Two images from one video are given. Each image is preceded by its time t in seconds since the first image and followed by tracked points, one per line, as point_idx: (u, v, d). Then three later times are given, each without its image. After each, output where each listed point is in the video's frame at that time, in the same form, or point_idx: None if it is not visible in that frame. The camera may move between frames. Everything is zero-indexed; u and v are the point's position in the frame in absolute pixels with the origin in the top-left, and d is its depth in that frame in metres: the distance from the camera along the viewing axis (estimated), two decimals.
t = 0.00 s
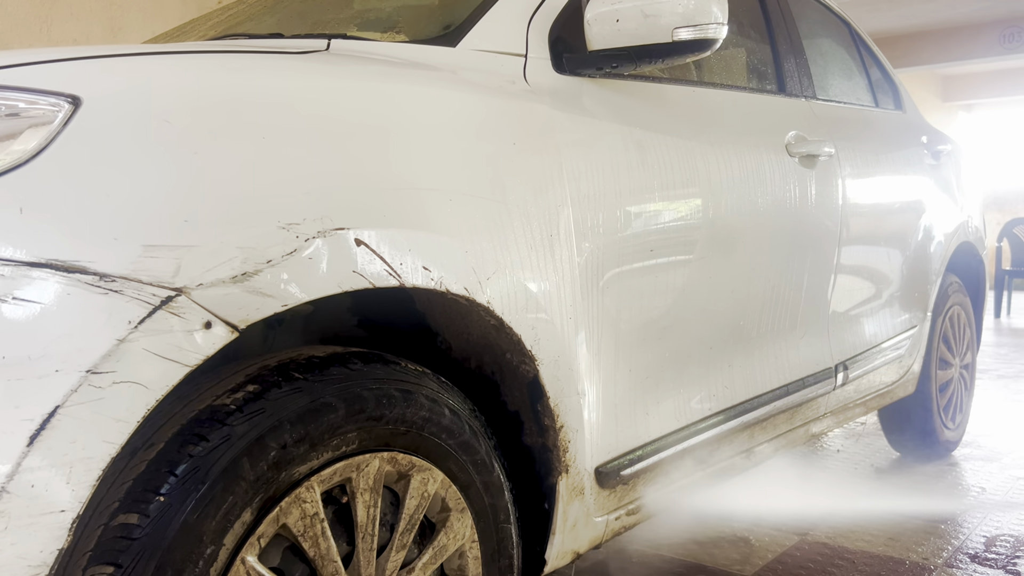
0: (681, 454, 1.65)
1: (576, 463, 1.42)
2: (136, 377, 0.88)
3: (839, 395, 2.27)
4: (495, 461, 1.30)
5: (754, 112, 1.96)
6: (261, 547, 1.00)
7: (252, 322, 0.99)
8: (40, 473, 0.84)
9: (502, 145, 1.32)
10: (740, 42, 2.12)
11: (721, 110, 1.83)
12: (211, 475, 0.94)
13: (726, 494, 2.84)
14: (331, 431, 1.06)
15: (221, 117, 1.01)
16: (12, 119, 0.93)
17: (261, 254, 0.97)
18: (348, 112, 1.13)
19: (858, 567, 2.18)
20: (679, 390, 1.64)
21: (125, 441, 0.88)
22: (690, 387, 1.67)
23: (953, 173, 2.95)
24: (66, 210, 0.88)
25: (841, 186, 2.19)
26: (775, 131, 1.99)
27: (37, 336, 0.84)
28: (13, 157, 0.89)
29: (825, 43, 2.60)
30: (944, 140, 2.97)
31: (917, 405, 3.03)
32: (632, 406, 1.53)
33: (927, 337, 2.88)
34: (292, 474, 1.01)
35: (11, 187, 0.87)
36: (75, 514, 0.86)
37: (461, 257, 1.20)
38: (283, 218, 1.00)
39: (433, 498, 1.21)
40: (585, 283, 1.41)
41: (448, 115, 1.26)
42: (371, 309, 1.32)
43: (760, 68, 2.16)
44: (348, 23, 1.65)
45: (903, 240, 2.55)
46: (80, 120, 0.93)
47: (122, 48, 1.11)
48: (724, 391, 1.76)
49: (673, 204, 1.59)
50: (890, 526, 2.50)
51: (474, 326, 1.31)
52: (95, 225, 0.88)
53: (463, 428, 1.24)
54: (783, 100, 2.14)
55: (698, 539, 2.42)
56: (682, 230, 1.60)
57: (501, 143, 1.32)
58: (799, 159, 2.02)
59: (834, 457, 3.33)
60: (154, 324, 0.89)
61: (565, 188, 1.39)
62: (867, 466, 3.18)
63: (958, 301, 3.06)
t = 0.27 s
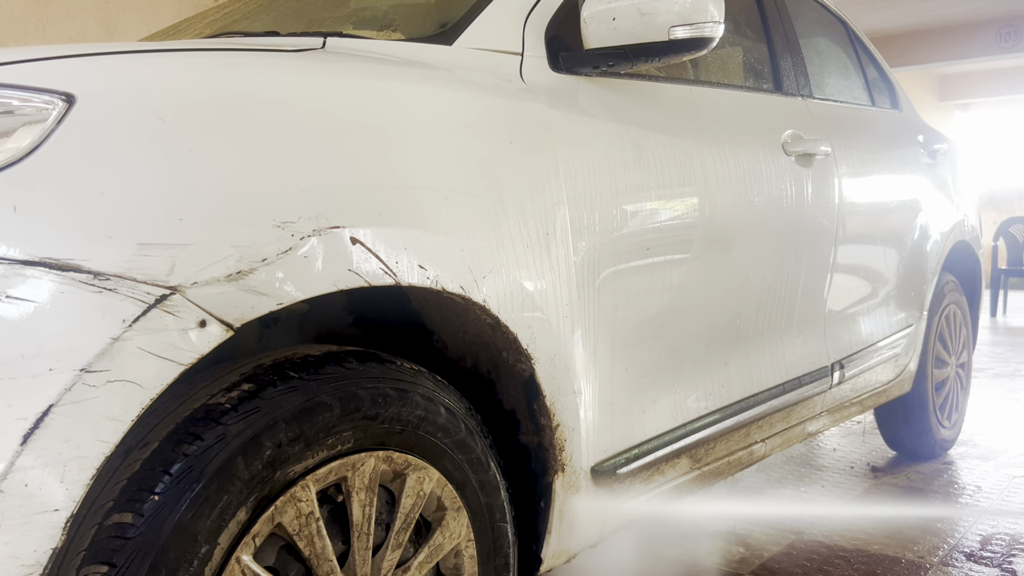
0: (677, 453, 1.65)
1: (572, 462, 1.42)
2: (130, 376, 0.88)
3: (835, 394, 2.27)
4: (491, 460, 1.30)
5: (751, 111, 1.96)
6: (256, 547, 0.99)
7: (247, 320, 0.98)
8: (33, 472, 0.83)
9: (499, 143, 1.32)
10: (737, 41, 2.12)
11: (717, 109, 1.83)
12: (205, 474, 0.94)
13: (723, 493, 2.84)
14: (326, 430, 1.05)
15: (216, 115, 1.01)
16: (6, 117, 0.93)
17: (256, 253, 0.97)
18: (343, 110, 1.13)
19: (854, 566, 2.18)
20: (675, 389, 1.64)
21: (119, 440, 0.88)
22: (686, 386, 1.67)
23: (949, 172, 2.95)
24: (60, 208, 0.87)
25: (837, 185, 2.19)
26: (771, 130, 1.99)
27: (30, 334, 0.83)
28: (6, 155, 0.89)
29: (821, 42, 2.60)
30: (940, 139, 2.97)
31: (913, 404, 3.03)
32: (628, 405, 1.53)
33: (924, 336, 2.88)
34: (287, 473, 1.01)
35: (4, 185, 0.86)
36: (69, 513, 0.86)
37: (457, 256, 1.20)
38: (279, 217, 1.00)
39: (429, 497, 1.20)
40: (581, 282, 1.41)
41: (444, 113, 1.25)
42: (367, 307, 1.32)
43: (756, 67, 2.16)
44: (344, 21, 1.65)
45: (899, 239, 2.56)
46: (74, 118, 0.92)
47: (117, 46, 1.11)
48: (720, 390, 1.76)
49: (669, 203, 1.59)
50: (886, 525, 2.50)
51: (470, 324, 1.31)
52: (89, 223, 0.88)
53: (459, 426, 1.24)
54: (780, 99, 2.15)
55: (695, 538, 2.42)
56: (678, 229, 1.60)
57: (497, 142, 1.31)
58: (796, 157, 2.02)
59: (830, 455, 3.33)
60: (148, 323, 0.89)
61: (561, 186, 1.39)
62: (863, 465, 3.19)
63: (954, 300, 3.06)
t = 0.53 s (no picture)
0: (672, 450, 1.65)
1: (567, 460, 1.42)
2: (124, 373, 0.88)
3: (830, 391, 2.27)
4: (486, 458, 1.30)
5: (746, 109, 1.96)
6: (250, 544, 0.99)
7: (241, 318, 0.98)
8: (26, 469, 0.83)
9: (493, 141, 1.31)
10: (732, 39, 2.12)
11: (713, 107, 1.83)
12: (199, 472, 0.94)
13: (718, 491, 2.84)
14: (321, 428, 1.05)
15: (209, 112, 1.00)
16: None
17: (249, 250, 0.97)
18: (337, 107, 1.12)
19: (848, 563, 2.19)
20: (670, 386, 1.64)
21: (112, 437, 0.88)
22: (682, 383, 1.67)
23: (944, 171, 2.96)
24: (53, 205, 0.87)
25: (832, 183, 2.19)
26: (766, 128, 1.99)
27: (22, 332, 0.83)
28: None
29: (816, 40, 2.60)
30: (935, 138, 2.98)
31: (908, 402, 3.04)
32: (624, 402, 1.53)
33: (918, 333, 2.89)
34: (281, 471, 1.01)
35: None
36: (62, 511, 0.85)
37: (452, 254, 1.19)
38: (272, 214, 0.99)
39: (424, 495, 1.20)
40: (576, 280, 1.41)
41: (439, 111, 1.25)
42: (362, 305, 1.32)
43: (751, 65, 2.16)
44: (339, 19, 1.65)
45: (894, 237, 2.56)
46: (66, 114, 0.92)
47: (110, 42, 1.11)
48: (715, 387, 1.76)
49: (665, 201, 1.59)
50: (881, 522, 2.51)
51: (465, 322, 1.31)
52: (82, 220, 0.88)
53: (454, 424, 1.24)
54: (775, 97, 2.15)
55: (690, 536, 2.42)
56: (673, 227, 1.60)
57: (492, 139, 1.31)
58: (791, 155, 2.03)
59: (825, 453, 3.34)
60: (142, 321, 0.89)
61: (556, 184, 1.39)
62: (858, 462, 3.19)
63: (948, 298, 3.07)
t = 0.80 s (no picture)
0: (667, 447, 1.65)
1: (562, 457, 1.42)
2: (116, 371, 0.87)
3: (824, 389, 2.28)
4: (481, 455, 1.30)
5: (740, 107, 1.96)
6: (243, 543, 0.99)
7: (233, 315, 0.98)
8: (17, 468, 0.83)
9: (488, 138, 1.31)
10: (726, 37, 2.12)
11: (707, 104, 1.83)
12: (192, 470, 0.93)
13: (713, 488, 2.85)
14: (314, 425, 1.05)
15: (202, 109, 1.00)
16: None
17: (242, 247, 0.96)
18: (331, 104, 1.12)
19: (842, 560, 2.19)
20: (665, 384, 1.64)
21: (104, 436, 0.87)
22: (676, 380, 1.67)
23: (937, 168, 2.97)
24: (43, 202, 0.86)
25: (826, 181, 2.19)
26: (761, 126, 1.99)
27: (13, 329, 0.83)
28: None
29: (811, 38, 2.60)
30: (929, 135, 2.99)
31: (902, 399, 3.05)
32: (618, 400, 1.53)
33: (912, 331, 2.90)
34: (274, 469, 1.01)
35: None
36: (53, 510, 0.85)
37: (446, 251, 1.19)
38: (265, 211, 0.99)
39: (418, 493, 1.20)
40: (571, 278, 1.41)
41: (433, 108, 1.25)
42: (355, 303, 1.31)
43: (746, 63, 2.16)
44: (332, 15, 1.64)
45: (887, 235, 2.57)
46: (57, 111, 0.92)
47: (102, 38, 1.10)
48: (709, 384, 1.76)
49: (659, 198, 1.59)
50: (875, 519, 2.51)
51: (459, 320, 1.30)
52: (73, 217, 0.87)
53: (448, 422, 1.23)
54: (769, 94, 2.15)
55: (684, 532, 2.43)
56: (668, 224, 1.60)
57: (486, 136, 1.31)
58: (785, 153, 2.03)
59: (819, 450, 3.35)
60: (134, 318, 0.88)
61: (550, 181, 1.39)
62: (852, 459, 3.20)
63: (942, 295, 3.08)
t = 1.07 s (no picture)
0: (660, 444, 1.65)
1: (554, 454, 1.42)
2: (105, 368, 0.87)
3: (816, 385, 2.28)
4: (473, 452, 1.30)
5: (733, 103, 1.96)
6: (235, 540, 0.98)
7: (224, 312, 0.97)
8: (5, 465, 0.82)
9: (480, 134, 1.31)
10: (719, 34, 2.12)
11: (700, 101, 1.83)
12: (183, 467, 0.93)
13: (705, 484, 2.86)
14: (306, 422, 1.04)
15: (191, 104, 0.99)
16: None
17: (233, 243, 0.96)
18: (322, 99, 1.11)
19: (834, 555, 2.20)
20: (657, 380, 1.64)
21: (93, 433, 0.87)
22: (669, 377, 1.67)
23: (929, 165, 2.98)
24: (30, 197, 0.86)
25: (819, 177, 2.20)
26: (753, 122, 1.99)
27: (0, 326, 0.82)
28: None
29: (803, 35, 2.61)
30: (920, 132, 3.00)
31: (893, 395, 3.06)
32: (611, 397, 1.53)
33: (904, 327, 2.91)
34: (266, 466, 1.00)
35: None
36: (42, 508, 0.84)
37: (438, 248, 1.19)
38: (256, 207, 0.98)
39: (410, 490, 1.20)
40: (563, 275, 1.41)
41: (424, 103, 1.24)
42: (348, 299, 1.31)
43: (738, 59, 2.16)
44: (324, 11, 1.63)
45: (879, 231, 2.57)
46: (45, 106, 0.91)
47: (91, 33, 1.09)
48: (702, 380, 1.77)
49: (652, 194, 1.59)
50: (867, 514, 2.52)
51: (452, 316, 1.30)
52: (61, 213, 0.86)
53: (441, 418, 1.23)
54: (762, 91, 2.15)
55: (677, 528, 2.43)
56: (660, 221, 1.60)
57: (478, 132, 1.31)
58: (777, 149, 2.03)
59: (811, 446, 3.36)
60: (123, 314, 0.88)
61: (543, 177, 1.39)
62: (844, 455, 3.21)
63: (933, 291, 3.09)
